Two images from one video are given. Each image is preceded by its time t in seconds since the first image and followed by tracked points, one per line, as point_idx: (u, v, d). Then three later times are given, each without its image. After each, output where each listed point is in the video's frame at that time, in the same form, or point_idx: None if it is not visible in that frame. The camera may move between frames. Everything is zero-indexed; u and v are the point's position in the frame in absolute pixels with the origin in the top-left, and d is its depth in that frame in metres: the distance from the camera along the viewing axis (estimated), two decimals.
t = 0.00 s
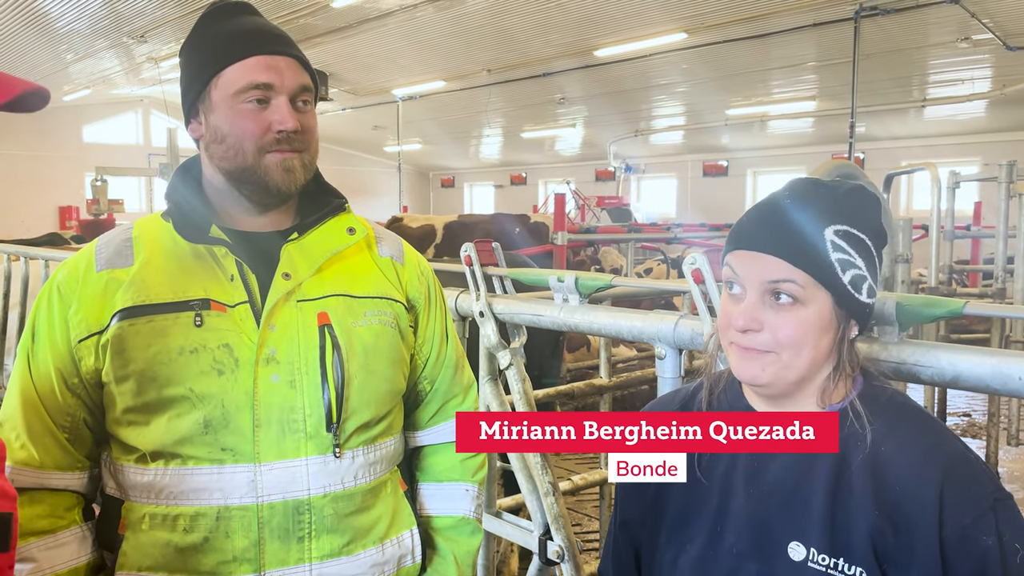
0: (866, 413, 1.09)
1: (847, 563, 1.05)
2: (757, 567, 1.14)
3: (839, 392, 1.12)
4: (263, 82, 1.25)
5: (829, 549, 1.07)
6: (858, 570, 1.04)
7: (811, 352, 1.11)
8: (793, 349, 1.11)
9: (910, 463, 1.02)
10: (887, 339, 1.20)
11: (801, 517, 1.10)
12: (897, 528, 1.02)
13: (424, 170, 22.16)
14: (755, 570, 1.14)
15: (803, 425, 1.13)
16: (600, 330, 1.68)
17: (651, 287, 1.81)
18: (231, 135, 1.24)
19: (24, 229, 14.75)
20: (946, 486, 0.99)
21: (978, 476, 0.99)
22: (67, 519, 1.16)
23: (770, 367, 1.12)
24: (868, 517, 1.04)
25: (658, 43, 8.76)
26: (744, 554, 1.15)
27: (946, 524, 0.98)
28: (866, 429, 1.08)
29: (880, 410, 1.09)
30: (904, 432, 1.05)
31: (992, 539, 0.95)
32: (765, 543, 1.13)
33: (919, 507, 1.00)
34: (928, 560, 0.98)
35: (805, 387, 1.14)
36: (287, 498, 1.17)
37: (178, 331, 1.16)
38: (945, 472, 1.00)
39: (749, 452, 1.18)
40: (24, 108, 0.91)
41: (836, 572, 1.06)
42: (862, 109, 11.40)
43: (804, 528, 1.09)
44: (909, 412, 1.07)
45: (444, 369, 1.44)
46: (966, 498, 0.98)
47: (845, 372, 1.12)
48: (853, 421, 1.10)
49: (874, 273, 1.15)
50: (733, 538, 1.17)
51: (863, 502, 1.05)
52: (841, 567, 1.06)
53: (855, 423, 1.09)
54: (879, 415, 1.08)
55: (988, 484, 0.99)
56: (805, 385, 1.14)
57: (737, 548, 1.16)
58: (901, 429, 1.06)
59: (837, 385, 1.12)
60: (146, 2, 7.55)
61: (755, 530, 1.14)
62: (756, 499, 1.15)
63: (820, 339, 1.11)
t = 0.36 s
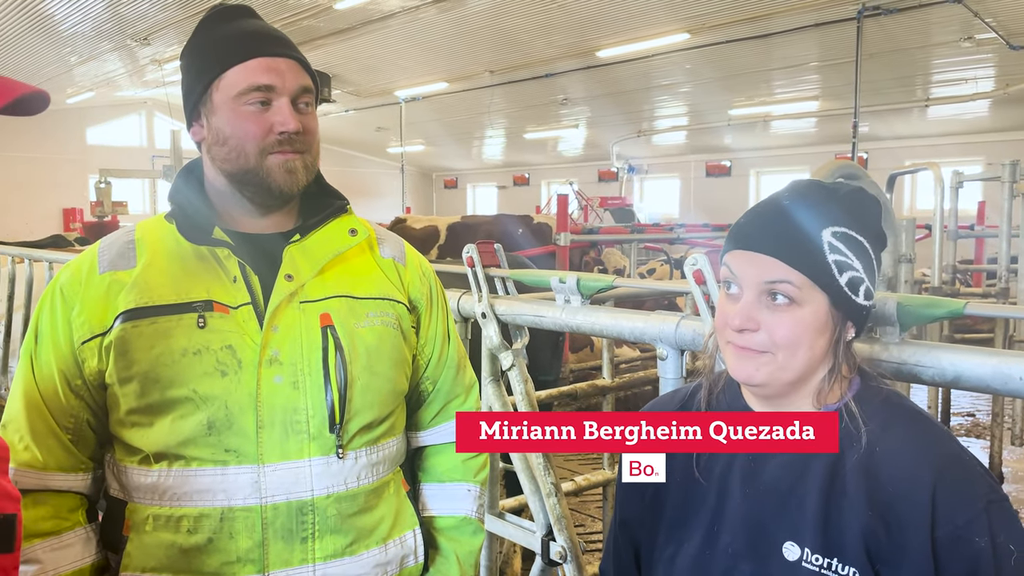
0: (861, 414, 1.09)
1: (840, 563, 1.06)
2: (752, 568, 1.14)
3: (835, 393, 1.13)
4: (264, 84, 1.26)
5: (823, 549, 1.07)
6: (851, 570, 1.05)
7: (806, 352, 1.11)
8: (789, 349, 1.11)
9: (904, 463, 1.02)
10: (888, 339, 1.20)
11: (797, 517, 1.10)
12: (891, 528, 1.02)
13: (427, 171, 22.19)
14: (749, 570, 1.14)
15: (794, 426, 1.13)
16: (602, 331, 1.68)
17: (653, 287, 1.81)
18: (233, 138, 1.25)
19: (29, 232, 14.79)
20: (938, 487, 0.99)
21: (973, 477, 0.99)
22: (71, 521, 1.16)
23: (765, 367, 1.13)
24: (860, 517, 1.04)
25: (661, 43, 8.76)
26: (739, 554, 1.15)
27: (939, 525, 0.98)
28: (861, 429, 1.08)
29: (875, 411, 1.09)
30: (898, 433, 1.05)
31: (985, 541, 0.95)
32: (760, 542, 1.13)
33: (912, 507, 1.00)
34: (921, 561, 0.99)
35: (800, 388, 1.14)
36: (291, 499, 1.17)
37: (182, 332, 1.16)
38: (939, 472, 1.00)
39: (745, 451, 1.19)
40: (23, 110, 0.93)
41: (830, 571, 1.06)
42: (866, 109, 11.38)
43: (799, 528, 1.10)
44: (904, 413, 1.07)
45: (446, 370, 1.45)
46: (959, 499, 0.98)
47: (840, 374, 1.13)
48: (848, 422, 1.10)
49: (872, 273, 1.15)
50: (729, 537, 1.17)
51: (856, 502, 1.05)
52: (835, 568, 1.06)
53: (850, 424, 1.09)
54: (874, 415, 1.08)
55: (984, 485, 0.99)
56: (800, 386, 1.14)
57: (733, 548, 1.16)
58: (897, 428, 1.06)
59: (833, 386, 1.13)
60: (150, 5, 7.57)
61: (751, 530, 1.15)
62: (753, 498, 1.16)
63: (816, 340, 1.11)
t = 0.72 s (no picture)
0: (856, 413, 1.09)
1: (831, 562, 1.06)
2: (745, 566, 1.15)
3: (831, 393, 1.12)
4: (267, 83, 1.26)
5: (813, 548, 1.08)
6: (840, 569, 1.05)
7: (803, 352, 1.11)
8: (784, 348, 1.11)
9: (899, 463, 1.02)
10: (893, 339, 1.20)
11: (792, 516, 1.10)
12: (880, 528, 1.03)
13: (431, 172, 22.21)
14: (743, 568, 1.15)
15: (720, 426, 1.22)
16: (606, 331, 1.67)
17: (657, 288, 1.81)
18: (236, 138, 1.25)
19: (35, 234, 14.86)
20: (928, 488, 0.99)
21: (967, 477, 0.99)
22: (76, 523, 1.17)
23: (762, 366, 1.12)
24: (850, 516, 1.05)
25: (665, 42, 8.75)
26: (733, 552, 1.16)
27: (929, 526, 0.99)
28: (855, 428, 1.08)
29: (871, 410, 1.08)
30: (893, 433, 1.05)
31: (976, 543, 0.95)
32: (755, 540, 1.14)
33: (902, 508, 1.01)
34: (910, 561, 1.00)
35: (797, 388, 1.12)
36: (297, 500, 1.17)
37: (186, 334, 1.17)
38: (929, 471, 1.00)
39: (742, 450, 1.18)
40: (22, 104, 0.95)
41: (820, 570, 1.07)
42: (870, 108, 11.35)
43: (792, 527, 1.10)
44: (900, 412, 1.06)
45: (450, 370, 1.45)
46: (951, 500, 0.98)
47: (838, 376, 1.11)
48: (843, 422, 1.10)
49: (871, 274, 1.14)
50: (723, 534, 1.18)
51: (848, 501, 1.06)
52: (825, 566, 1.06)
53: (844, 424, 1.09)
54: (869, 415, 1.08)
55: (978, 486, 0.98)
56: (797, 385, 1.12)
57: (727, 545, 1.17)
58: (891, 428, 1.05)
59: (829, 387, 1.11)
60: (154, 7, 7.60)
61: (745, 528, 1.15)
62: (747, 497, 1.16)
63: (812, 340, 1.11)
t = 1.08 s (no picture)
0: (849, 411, 1.09)
1: (817, 558, 1.06)
2: (735, 564, 1.15)
3: (826, 390, 1.12)
4: (274, 84, 1.27)
5: (801, 544, 1.08)
6: (825, 566, 1.05)
7: (796, 350, 1.11)
8: (780, 345, 1.11)
9: (887, 463, 1.03)
10: (899, 337, 1.20)
11: (781, 513, 1.10)
12: (866, 526, 1.03)
13: (436, 171, 22.24)
14: (732, 565, 1.15)
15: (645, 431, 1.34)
16: (612, 330, 1.68)
17: (663, 286, 1.81)
18: (243, 138, 1.26)
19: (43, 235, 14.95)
20: (913, 486, 1.00)
21: (954, 475, 0.99)
22: (86, 522, 1.18)
23: (756, 362, 1.12)
24: (836, 512, 1.05)
25: (670, 41, 8.73)
26: (724, 548, 1.16)
27: (912, 525, 0.99)
28: (847, 425, 1.08)
29: (862, 409, 1.09)
30: (884, 431, 1.05)
31: (958, 543, 0.95)
32: (744, 535, 1.14)
33: (887, 506, 1.01)
34: (892, 560, 1.00)
35: (792, 385, 1.12)
36: (306, 499, 1.18)
37: (195, 333, 1.18)
38: (916, 469, 1.00)
39: (737, 447, 1.18)
40: (29, 104, 0.97)
41: (806, 566, 1.07)
42: (877, 105, 11.31)
43: (781, 523, 1.10)
44: (892, 412, 1.06)
45: (455, 369, 1.45)
46: (935, 498, 0.98)
47: (829, 374, 1.12)
48: (835, 420, 1.10)
49: (870, 272, 1.14)
50: (715, 531, 1.18)
51: (834, 498, 1.06)
52: (811, 563, 1.06)
53: (836, 422, 1.10)
54: (861, 413, 1.08)
55: (965, 487, 0.98)
56: (791, 383, 1.12)
57: (719, 542, 1.17)
58: (884, 427, 1.05)
59: (824, 385, 1.12)
60: (161, 8, 7.64)
61: (737, 524, 1.15)
62: (738, 493, 1.16)
63: (806, 337, 1.11)
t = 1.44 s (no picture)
0: (839, 408, 1.10)
1: (807, 554, 1.07)
2: (730, 561, 1.15)
3: (816, 388, 1.13)
4: (279, 85, 1.28)
5: (791, 540, 1.09)
6: (816, 562, 1.06)
7: (786, 348, 1.12)
8: (771, 343, 1.12)
9: (875, 458, 1.03)
10: (900, 332, 1.20)
11: (772, 508, 1.11)
12: (855, 522, 1.04)
13: (444, 170, 22.27)
14: (725, 560, 1.16)
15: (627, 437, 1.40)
16: (616, 327, 1.69)
17: (667, 283, 1.82)
18: (248, 138, 1.27)
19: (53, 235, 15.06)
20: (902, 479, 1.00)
21: (943, 470, 0.99)
22: (95, 518, 1.20)
23: (747, 360, 1.13)
24: (826, 508, 1.06)
25: (677, 38, 8.73)
26: (717, 543, 1.17)
27: (900, 519, 1.00)
28: (837, 421, 1.09)
29: (852, 405, 1.09)
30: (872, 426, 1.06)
31: (946, 536, 0.95)
32: (735, 531, 1.15)
33: (875, 501, 1.02)
34: (882, 553, 1.00)
35: (782, 383, 1.13)
36: (312, 493, 1.19)
37: (201, 331, 1.19)
38: (903, 464, 1.00)
39: (730, 444, 1.19)
40: (40, 105, 1.00)
41: (797, 562, 1.08)
42: (885, 101, 11.26)
43: (772, 519, 1.11)
44: (884, 407, 1.07)
45: (458, 366, 1.47)
46: (924, 493, 0.98)
47: (820, 371, 1.12)
48: (825, 417, 1.10)
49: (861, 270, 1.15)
50: (708, 528, 1.19)
51: (824, 494, 1.06)
52: (802, 559, 1.07)
53: (825, 418, 1.10)
54: (852, 409, 1.09)
55: (954, 481, 0.98)
56: (783, 380, 1.13)
57: (712, 538, 1.18)
58: (873, 423, 1.06)
59: (814, 382, 1.12)
60: (169, 9, 7.69)
61: (729, 519, 1.16)
62: (731, 490, 1.17)
63: (795, 335, 1.12)
